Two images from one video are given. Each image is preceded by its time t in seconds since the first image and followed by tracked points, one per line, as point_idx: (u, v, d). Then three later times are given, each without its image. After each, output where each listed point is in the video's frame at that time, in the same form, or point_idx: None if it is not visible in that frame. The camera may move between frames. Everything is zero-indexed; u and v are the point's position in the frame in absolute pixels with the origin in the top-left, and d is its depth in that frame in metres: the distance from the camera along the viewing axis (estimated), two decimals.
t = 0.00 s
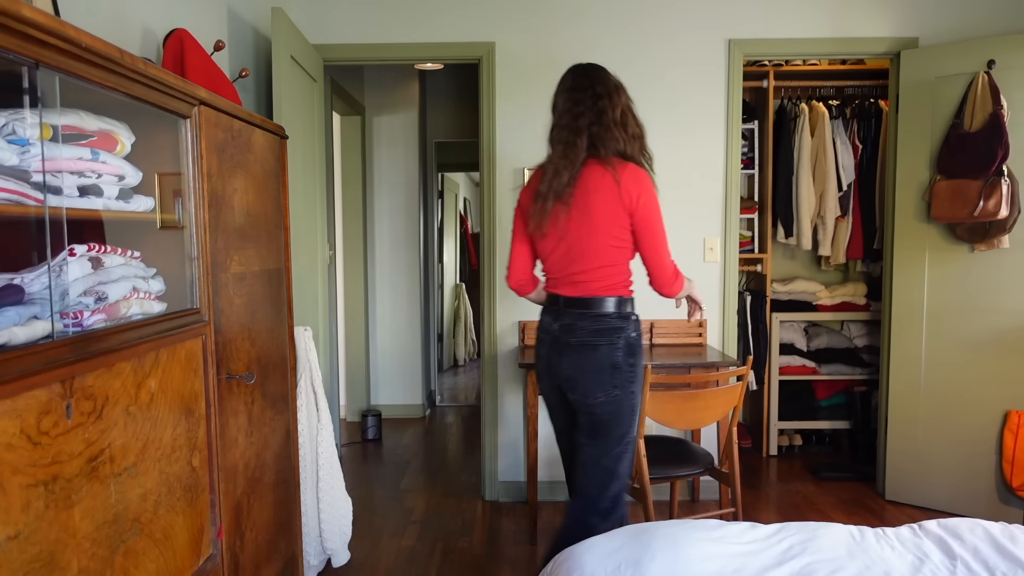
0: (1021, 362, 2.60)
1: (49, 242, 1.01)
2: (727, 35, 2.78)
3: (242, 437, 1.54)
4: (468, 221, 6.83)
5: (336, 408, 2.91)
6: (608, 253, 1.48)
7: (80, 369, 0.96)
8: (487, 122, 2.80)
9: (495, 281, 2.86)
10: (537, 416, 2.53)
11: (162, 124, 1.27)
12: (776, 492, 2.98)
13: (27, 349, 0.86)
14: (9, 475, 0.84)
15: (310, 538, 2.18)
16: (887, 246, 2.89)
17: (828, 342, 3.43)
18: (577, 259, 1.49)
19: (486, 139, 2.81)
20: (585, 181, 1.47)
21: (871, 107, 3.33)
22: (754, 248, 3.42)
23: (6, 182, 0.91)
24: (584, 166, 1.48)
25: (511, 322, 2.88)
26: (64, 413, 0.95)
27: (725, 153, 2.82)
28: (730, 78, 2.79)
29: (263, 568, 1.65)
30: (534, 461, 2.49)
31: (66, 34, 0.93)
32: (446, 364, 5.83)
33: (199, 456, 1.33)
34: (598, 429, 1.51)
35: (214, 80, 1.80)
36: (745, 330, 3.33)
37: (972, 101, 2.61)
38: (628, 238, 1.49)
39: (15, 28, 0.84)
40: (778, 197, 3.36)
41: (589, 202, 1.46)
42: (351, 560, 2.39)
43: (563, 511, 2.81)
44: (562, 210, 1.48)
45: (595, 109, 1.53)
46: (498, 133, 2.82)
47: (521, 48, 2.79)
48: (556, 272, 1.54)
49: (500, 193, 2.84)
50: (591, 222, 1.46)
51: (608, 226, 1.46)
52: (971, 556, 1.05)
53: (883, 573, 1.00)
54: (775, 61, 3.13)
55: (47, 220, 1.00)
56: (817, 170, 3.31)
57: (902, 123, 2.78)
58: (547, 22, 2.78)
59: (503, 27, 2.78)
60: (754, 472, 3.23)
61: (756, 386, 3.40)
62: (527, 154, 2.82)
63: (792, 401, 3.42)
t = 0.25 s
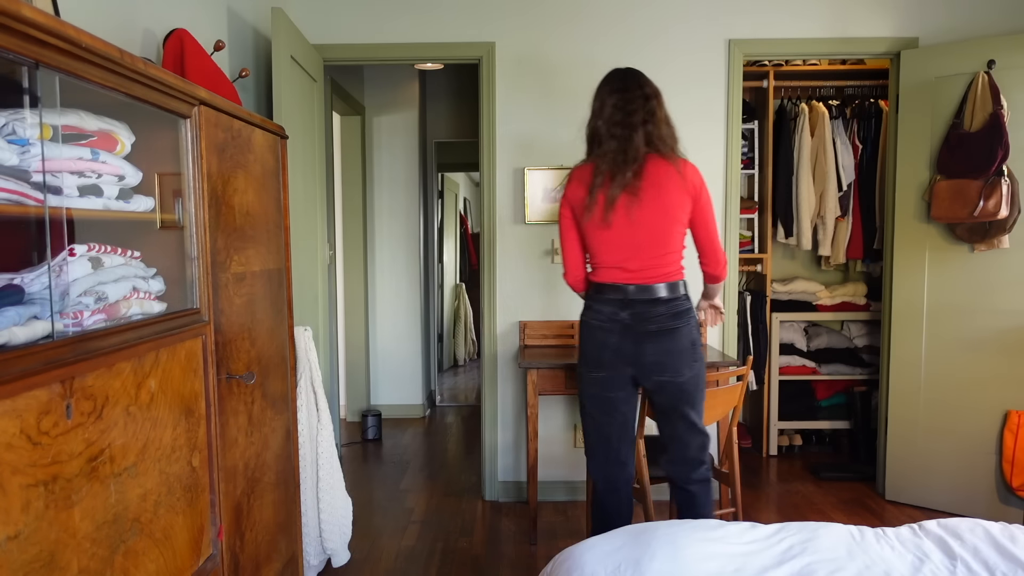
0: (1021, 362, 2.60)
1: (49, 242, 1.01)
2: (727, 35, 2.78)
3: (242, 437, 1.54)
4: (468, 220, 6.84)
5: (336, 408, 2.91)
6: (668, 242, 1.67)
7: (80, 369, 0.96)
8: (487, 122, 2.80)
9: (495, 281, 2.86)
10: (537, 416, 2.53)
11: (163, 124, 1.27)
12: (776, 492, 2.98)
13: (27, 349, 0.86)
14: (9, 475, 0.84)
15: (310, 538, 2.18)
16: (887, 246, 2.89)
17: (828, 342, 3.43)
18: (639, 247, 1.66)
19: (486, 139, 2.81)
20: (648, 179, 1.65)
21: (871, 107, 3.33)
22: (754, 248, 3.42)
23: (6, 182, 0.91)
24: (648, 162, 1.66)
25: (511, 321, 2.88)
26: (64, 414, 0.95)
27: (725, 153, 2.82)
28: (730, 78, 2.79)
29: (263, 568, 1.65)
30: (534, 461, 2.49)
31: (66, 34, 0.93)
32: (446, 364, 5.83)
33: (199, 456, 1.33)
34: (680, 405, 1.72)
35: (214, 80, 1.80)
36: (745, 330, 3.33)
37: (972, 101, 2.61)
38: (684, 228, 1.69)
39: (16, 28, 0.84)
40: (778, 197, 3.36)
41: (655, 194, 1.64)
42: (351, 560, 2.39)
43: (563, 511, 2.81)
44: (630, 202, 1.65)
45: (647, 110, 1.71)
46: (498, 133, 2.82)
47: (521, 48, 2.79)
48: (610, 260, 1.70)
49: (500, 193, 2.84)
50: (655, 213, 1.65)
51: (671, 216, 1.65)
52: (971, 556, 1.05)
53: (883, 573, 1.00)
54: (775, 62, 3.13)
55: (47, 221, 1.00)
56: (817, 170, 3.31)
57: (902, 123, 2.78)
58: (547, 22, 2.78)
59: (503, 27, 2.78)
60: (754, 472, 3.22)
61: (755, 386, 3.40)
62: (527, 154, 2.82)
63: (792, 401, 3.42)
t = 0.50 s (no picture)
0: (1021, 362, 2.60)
1: (49, 241, 1.01)
2: (727, 35, 2.78)
3: (242, 438, 1.54)
4: (469, 220, 6.84)
5: (336, 408, 2.91)
6: (739, 241, 1.80)
7: (80, 369, 0.96)
8: (487, 122, 2.80)
9: (495, 281, 2.86)
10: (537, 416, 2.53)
11: (163, 124, 1.27)
12: (776, 492, 2.98)
13: (27, 349, 0.86)
14: (9, 475, 0.84)
15: (310, 539, 2.18)
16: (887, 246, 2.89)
17: (829, 342, 3.42)
18: (725, 247, 1.75)
19: (485, 139, 2.81)
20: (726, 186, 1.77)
21: (871, 107, 3.33)
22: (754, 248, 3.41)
23: (6, 182, 0.91)
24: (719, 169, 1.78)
25: (511, 321, 2.88)
26: (64, 414, 0.95)
27: (725, 153, 2.82)
28: (730, 78, 2.79)
29: (263, 568, 1.65)
30: (534, 461, 2.49)
31: (66, 34, 0.93)
32: (446, 364, 5.83)
33: (199, 456, 1.33)
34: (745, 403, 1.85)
35: (214, 80, 1.80)
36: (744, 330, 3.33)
37: (972, 101, 2.61)
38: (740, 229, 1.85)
39: (15, 28, 0.84)
40: (778, 197, 3.36)
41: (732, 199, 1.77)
42: (351, 560, 2.38)
43: (563, 511, 2.81)
44: (716, 206, 1.73)
45: (699, 122, 1.84)
46: (497, 132, 2.82)
47: (521, 48, 2.79)
48: (706, 259, 1.73)
49: (500, 193, 2.84)
50: (733, 216, 1.76)
51: (740, 218, 1.80)
52: (972, 557, 1.04)
53: (884, 573, 0.99)
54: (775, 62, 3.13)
55: (47, 220, 1.00)
56: (817, 170, 3.31)
57: (902, 123, 2.78)
58: (547, 22, 2.78)
59: (503, 27, 2.78)
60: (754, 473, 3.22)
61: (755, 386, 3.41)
62: (527, 154, 2.82)
63: (793, 401, 3.42)
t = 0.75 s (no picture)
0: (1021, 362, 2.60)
1: (48, 241, 1.01)
2: (727, 35, 2.78)
3: (242, 437, 1.54)
4: (469, 220, 6.84)
5: (336, 408, 2.92)
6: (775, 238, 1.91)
7: (79, 369, 0.96)
8: (487, 122, 2.80)
9: (495, 281, 2.86)
10: (536, 416, 2.53)
11: (163, 123, 1.27)
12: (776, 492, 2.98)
13: (27, 349, 0.86)
14: (9, 475, 0.84)
15: (310, 539, 2.18)
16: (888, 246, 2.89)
17: (829, 342, 3.42)
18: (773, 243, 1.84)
19: (485, 139, 2.81)
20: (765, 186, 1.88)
21: (871, 107, 3.33)
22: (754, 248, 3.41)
23: (6, 182, 0.91)
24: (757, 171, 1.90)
25: (511, 321, 2.88)
26: (64, 414, 0.95)
27: (725, 153, 2.82)
28: (730, 78, 2.79)
29: (263, 568, 1.65)
30: (534, 461, 2.49)
31: (66, 34, 0.93)
32: (446, 364, 5.83)
33: (199, 456, 1.34)
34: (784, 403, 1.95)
35: (214, 80, 1.80)
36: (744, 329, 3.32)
37: (972, 101, 2.61)
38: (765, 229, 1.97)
39: (15, 28, 0.84)
40: (778, 197, 3.36)
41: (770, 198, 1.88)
42: (351, 560, 2.39)
43: (563, 511, 2.81)
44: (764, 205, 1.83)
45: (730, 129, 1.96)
46: (497, 132, 2.82)
47: (521, 48, 2.79)
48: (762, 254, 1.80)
49: (501, 193, 2.84)
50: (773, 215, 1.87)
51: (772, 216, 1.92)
52: (972, 557, 1.04)
53: (884, 573, 0.99)
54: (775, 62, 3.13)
55: (46, 220, 1.00)
56: (817, 169, 3.32)
57: (902, 123, 2.78)
58: (547, 22, 2.78)
59: (504, 27, 2.78)
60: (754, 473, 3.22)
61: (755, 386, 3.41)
62: (527, 154, 2.82)
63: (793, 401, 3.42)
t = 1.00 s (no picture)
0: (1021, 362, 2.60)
1: (49, 241, 1.01)
2: (727, 35, 2.78)
3: (242, 438, 1.54)
4: (468, 220, 6.84)
5: (336, 408, 2.92)
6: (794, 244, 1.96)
7: (80, 368, 0.96)
8: (487, 122, 2.80)
9: (495, 281, 2.86)
10: (537, 416, 2.53)
11: (163, 123, 1.27)
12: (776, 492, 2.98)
13: (27, 348, 0.86)
14: (8, 475, 0.83)
15: (310, 539, 2.18)
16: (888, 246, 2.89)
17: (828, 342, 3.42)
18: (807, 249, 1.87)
19: (485, 139, 2.81)
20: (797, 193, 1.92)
21: (871, 107, 3.33)
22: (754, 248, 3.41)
23: (6, 182, 0.91)
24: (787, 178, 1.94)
25: (511, 321, 2.88)
26: (63, 414, 0.95)
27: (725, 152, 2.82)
28: (730, 78, 2.79)
29: (263, 569, 1.65)
30: (534, 461, 2.48)
31: (66, 34, 0.93)
32: (446, 364, 5.84)
33: (199, 456, 1.33)
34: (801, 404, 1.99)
35: (214, 80, 1.80)
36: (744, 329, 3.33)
37: (972, 101, 2.61)
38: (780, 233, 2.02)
39: (15, 27, 0.83)
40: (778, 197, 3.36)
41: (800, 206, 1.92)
42: (351, 560, 2.38)
43: (563, 511, 2.81)
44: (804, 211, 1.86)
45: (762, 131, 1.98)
46: (497, 133, 2.82)
47: (522, 48, 2.79)
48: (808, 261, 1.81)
49: (501, 193, 2.84)
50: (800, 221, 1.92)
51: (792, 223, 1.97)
52: (972, 557, 1.04)
53: (884, 573, 0.99)
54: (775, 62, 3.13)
55: (47, 221, 1.00)
56: (817, 170, 3.31)
57: (902, 123, 2.78)
58: (547, 22, 2.78)
59: (504, 27, 2.78)
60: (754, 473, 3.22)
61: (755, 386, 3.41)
62: (528, 154, 2.82)
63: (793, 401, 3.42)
